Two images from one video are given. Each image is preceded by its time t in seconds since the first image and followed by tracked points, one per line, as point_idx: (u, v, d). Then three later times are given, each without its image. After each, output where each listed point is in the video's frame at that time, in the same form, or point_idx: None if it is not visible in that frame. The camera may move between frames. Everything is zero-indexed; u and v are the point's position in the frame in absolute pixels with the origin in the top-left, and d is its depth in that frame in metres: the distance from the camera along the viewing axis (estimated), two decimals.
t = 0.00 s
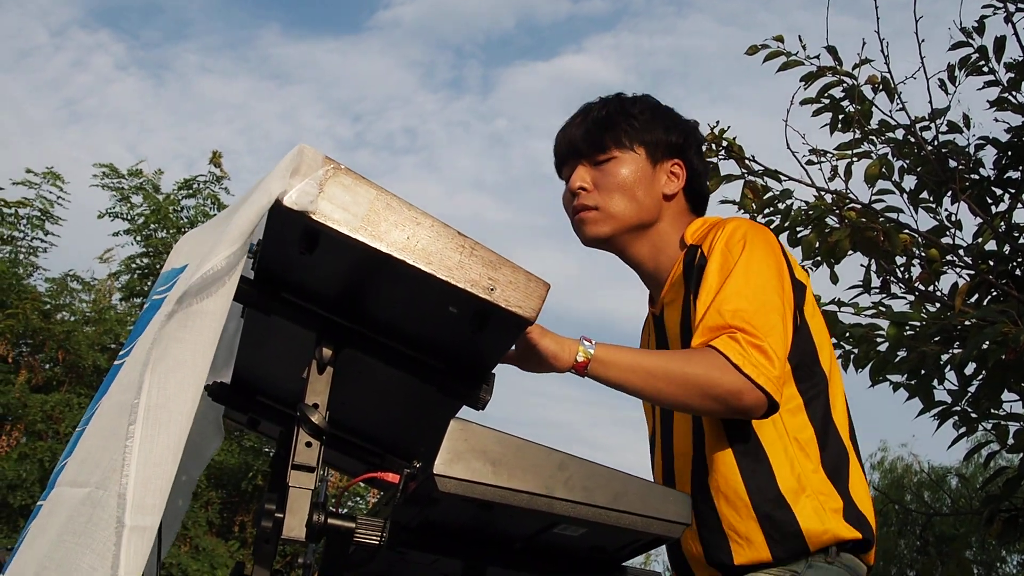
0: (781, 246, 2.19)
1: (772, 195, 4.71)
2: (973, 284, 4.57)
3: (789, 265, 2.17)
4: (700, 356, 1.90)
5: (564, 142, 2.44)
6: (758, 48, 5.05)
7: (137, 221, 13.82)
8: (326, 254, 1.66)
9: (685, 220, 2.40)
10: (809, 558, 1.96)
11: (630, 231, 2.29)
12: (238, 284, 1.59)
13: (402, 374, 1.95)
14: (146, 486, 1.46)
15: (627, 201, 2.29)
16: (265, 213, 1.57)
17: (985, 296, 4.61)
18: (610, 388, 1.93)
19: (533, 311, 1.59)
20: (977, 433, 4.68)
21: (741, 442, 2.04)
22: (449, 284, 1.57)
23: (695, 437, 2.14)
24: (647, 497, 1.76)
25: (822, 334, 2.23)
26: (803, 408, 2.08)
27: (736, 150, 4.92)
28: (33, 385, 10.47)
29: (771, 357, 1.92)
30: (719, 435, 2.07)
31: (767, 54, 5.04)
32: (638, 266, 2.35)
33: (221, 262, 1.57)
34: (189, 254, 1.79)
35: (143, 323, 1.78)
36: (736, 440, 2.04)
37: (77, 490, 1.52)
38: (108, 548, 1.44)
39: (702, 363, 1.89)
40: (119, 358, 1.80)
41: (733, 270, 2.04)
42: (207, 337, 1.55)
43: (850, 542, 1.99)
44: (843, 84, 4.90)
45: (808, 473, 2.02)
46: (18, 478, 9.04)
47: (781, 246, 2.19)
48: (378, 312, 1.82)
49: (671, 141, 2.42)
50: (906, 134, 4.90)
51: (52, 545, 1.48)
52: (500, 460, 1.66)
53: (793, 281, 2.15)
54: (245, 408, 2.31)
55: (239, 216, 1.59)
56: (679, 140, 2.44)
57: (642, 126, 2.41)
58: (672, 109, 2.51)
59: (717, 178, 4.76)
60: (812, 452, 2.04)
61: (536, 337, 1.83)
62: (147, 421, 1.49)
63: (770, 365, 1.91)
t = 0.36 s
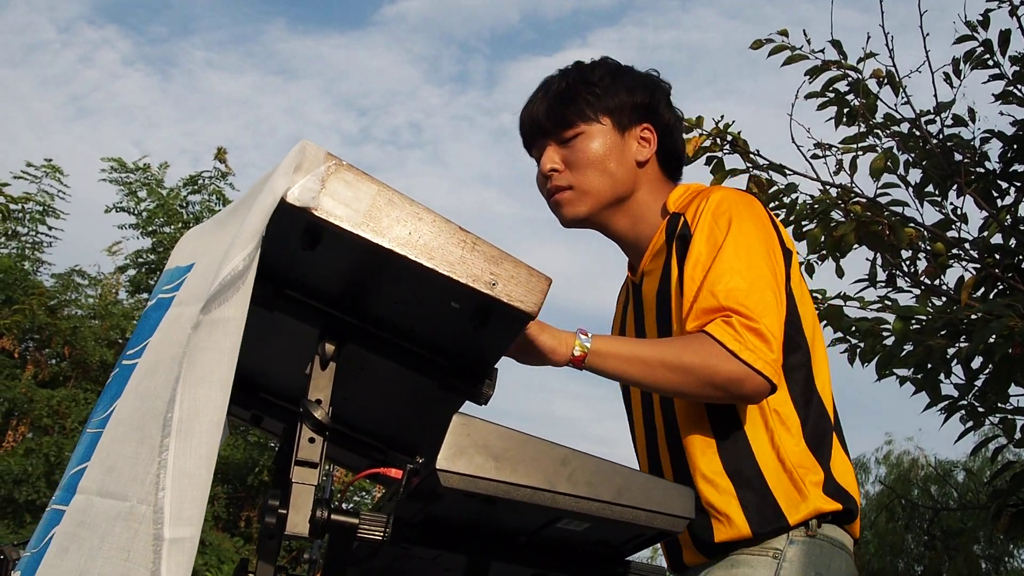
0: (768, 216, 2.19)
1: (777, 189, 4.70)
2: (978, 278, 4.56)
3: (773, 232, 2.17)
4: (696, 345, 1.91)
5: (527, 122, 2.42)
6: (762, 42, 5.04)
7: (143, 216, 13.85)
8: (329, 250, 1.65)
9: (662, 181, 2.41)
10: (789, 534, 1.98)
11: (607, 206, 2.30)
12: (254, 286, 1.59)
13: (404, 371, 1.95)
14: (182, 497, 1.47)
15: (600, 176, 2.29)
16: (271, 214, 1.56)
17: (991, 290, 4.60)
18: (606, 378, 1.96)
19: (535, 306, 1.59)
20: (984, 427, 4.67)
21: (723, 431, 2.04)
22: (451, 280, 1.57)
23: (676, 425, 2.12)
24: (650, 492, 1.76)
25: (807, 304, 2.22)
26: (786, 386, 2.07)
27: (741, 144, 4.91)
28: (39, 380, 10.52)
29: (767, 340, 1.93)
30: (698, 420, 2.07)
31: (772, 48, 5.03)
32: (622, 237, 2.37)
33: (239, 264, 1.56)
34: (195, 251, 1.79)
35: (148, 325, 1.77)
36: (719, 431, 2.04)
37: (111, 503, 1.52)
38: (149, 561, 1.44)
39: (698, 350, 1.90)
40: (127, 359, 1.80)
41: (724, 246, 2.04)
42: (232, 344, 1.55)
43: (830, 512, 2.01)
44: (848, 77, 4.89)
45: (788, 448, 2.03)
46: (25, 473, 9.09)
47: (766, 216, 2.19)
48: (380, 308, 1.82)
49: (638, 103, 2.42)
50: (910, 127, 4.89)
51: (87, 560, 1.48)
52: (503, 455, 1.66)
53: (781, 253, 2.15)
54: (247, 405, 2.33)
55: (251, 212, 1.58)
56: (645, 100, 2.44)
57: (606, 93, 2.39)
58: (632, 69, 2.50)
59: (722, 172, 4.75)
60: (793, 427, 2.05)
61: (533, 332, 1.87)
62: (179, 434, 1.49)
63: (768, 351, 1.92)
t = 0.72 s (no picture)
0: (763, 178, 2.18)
1: (790, 183, 4.68)
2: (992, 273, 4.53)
3: (777, 202, 2.17)
4: (704, 310, 1.92)
5: (522, 93, 2.45)
6: (776, 36, 5.02)
7: (158, 211, 13.95)
8: (341, 246, 1.66)
9: (661, 140, 2.42)
10: (745, 504, 2.00)
11: (608, 170, 2.35)
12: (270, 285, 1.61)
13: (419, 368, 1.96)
14: (181, 490, 1.50)
15: (598, 142, 2.33)
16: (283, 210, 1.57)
17: (1004, 285, 4.56)
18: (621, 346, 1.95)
19: (547, 301, 1.59)
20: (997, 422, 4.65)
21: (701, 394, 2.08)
22: (462, 275, 1.57)
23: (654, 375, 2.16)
24: (661, 485, 1.76)
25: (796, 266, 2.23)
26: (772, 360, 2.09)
27: (754, 139, 4.89)
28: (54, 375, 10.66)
29: (778, 306, 1.92)
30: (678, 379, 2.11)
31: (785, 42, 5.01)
32: (626, 200, 2.41)
33: (253, 264, 1.59)
34: (210, 251, 1.79)
35: (166, 328, 1.76)
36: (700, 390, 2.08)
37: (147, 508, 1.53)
38: (148, 551, 1.49)
39: (703, 317, 1.91)
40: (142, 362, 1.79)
41: (726, 214, 2.04)
42: (244, 342, 1.56)
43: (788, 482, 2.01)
44: (861, 71, 4.87)
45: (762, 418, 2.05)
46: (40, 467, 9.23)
47: (769, 185, 2.19)
48: (394, 305, 1.82)
49: (630, 64, 2.42)
50: (924, 121, 4.86)
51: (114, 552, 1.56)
52: (515, 449, 1.66)
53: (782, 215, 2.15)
54: (261, 401, 2.34)
55: (264, 208, 1.59)
56: (638, 59, 2.43)
57: (596, 55, 2.40)
58: (621, 26, 2.49)
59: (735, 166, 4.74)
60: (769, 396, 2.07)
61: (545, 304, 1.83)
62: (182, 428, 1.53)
63: (779, 318, 1.92)
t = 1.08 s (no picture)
0: (739, 199, 2.20)
1: (794, 181, 4.68)
2: (995, 270, 4.53)
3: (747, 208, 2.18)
4: (708, 330, 1.91)
5: (494, 130, 2.47)
6: (778, 36, 5.01)
7: (163, 210, 14.00)
8: (343, 246, 1.66)
9: (634, 183, 2.45)
10: (744, 531, 1.99)
11: (575, 213, 2.37)
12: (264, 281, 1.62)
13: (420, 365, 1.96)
14: (154, 479, 1.52)
15: (567, 184, 2.35)
16: (282, 209, 1.58)
17: (1008, 283, 4.56)
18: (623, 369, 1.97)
19: (548, 300, 1.59)
20: (1002, 419, 4.64)
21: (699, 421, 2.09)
22: (464, 274, 1.57)
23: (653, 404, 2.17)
24: (664, 485, 1.76)
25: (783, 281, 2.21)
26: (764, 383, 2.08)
27: (757, 138, 4.89)
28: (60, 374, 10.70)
29: (781, 322, 1.93)
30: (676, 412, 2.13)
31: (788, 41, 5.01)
32: (595, 239, 2.43)
33: (243, 264, 1.61)
34: (216, 251, 1.79)
35: (173, 332, 1.72)
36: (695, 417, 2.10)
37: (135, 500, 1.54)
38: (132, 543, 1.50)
39: (709, 336, 1.90)
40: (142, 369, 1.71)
41: (709, 238, 2.03)
42: (230, 336, 1.58)
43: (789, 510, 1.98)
44: (864, 70, 4.86)
45: (759, 448, 2.05)
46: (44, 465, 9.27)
47: (736, 197, 2.20)
48: (395, 304, 1.83)
49: (606, 109, 2.45)
50: (927, 120, 4.86)
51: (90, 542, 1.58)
52: (516, 449, 1.66)
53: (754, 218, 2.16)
54: (264, 399, 2.33)
55: (259, 209, 1.62)
56: (615, 106, 2.47)
57: (571, 98, 2.44)
58: (596, 72, 2.54)
59: (738, 166, 4.73)
60: (763, 423, 2.06)
61: (550, 325, 1.89)
62: (161, 420, 1.57)
63: (783, 334, 1.93)
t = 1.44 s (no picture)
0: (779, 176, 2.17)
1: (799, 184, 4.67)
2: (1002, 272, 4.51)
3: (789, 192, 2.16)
4: (713, 298, 1.90)
5: (559, 84, 2.42)
6: (784, 37, 5.00)
7: (169, 212, 14.05)
8: (351, 252, 1.66)
9: (695, 138, 2.41)
10: (750, 503, 1.98)
11: (639, 165, 2.33)
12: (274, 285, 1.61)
13: (426, 370, 1.96)
14: (172, 490, 1.52)
15: (631, 137, 2.32)
16: (291, 215, 1.58)
17: (1015, 284, 4.54)
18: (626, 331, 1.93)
19: (555, 306, 1.60)
20: (1009, 421, 4.62)
21: (704, 384, 2.09)
22: (472, 280, 1.57)
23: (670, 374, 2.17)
24: (672, 490, 1.76)
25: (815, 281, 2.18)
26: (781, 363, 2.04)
27: (763, 141, 4.88)
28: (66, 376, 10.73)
29: (785, 295, 1.90)
30: (686, 372, 2.12)
31: (793, 43, 4.99)
32: (653, 194, 2.40)
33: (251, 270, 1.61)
34: (222, 255, 1.79)
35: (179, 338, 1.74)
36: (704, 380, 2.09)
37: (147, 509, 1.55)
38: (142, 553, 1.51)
39: (711, 303, 1.90)
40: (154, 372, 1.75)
41: (739, 205, 2.02)
42: (240, 342, 1.58)
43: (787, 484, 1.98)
44: (869, 72, 4.85)
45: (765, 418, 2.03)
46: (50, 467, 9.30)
47: (782, 175, 2.19)
48: (402, 308, 1.82)
49: (669, 64, 2.41)
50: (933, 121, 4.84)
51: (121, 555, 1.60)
52: (525, 455, 1.66)
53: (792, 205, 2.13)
54: (270, 404, 2.34)
55: (269, 213, 1.61)
56: (678, 60, 2.42)
57: (638, 52, 2.38)
58: (660, 27, 2.48)
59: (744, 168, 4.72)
60: (772, 396, 2.04)
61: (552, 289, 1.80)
62: (177, 430, 1.56)
63: (788, 309, 1.91)
